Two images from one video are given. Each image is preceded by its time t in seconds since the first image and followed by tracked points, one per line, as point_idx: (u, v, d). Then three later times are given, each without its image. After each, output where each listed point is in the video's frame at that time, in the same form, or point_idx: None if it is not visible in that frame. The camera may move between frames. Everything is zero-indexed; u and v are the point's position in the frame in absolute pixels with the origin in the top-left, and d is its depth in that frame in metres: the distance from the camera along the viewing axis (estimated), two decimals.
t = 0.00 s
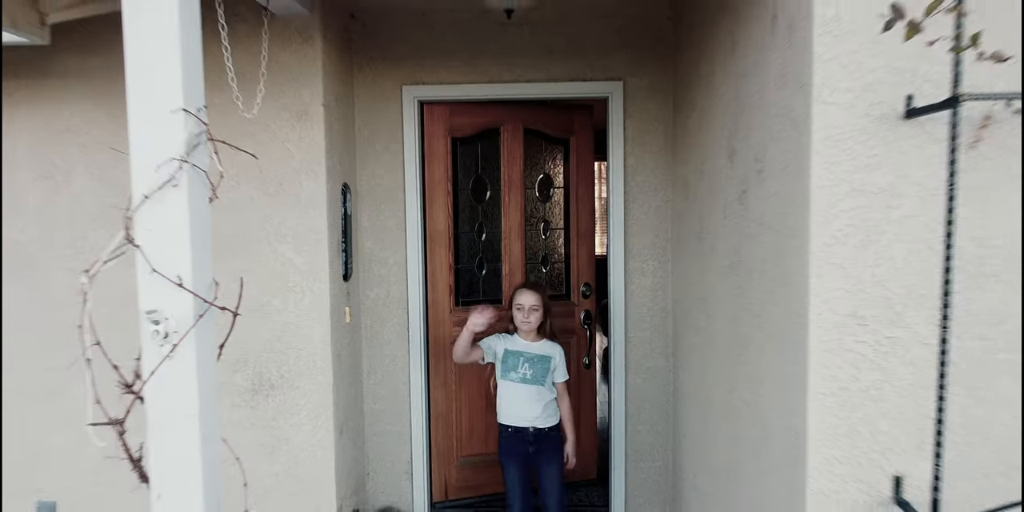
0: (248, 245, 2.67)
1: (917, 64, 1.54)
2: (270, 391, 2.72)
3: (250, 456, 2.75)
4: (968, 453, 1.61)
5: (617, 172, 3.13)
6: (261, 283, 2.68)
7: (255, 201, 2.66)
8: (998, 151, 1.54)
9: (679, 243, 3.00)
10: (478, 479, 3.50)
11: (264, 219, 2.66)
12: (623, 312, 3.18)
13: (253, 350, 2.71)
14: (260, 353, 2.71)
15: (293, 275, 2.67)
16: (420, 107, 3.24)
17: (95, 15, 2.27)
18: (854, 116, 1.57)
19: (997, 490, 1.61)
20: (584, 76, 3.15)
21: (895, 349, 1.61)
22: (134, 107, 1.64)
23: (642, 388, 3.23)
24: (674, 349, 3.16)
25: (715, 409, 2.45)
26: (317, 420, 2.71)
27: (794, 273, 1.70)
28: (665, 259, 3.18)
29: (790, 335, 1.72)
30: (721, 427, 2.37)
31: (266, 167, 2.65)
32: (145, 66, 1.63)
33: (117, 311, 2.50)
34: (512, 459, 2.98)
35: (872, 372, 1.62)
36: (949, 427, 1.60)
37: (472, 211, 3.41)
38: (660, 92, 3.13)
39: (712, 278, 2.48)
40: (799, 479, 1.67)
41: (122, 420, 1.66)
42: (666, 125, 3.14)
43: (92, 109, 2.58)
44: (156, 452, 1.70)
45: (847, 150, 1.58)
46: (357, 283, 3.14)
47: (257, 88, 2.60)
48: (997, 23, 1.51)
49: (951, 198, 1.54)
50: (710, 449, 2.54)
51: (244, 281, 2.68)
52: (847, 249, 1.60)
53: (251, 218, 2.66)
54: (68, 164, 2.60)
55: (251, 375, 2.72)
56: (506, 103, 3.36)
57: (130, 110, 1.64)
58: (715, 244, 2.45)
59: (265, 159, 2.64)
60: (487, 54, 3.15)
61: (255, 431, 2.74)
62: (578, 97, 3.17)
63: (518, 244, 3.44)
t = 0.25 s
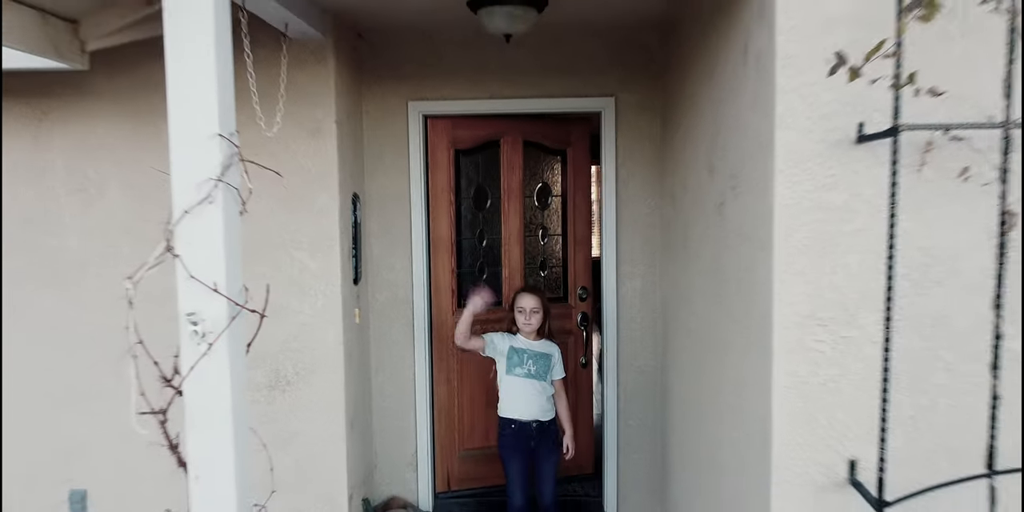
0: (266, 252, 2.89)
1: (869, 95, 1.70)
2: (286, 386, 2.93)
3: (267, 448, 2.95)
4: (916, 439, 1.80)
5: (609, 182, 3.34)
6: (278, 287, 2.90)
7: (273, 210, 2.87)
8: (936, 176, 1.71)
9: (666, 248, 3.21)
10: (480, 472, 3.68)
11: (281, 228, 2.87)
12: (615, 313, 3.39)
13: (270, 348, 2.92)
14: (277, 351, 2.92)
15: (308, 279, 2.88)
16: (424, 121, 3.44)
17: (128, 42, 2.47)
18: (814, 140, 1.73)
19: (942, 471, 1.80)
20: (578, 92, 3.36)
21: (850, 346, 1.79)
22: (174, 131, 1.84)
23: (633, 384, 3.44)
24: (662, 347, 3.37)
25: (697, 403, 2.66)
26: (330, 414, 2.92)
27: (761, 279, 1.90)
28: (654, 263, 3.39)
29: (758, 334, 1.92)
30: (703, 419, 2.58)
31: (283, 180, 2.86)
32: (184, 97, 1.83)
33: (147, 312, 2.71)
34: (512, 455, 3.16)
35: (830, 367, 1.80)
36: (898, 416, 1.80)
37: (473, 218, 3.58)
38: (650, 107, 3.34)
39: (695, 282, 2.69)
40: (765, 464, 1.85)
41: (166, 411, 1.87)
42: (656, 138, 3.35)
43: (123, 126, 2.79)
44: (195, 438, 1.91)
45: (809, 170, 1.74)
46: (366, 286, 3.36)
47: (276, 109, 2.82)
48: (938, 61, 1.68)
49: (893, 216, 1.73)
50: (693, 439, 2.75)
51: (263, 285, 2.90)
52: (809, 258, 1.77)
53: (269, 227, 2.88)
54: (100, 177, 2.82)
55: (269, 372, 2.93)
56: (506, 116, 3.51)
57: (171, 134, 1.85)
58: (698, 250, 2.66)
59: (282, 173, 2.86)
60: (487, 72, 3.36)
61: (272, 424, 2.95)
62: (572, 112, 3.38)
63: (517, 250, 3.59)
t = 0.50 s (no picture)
0: (282, 259, 3.10)
1: (827, 124, 1.90)
2: (301, 384, 3.14)
3: (282, 442, 3.17)
4: (874, 429, 1.99)
5: (603, 192, 3.57)
6: (293, 291, 3.11)
7: (288, 220, 3.08)
8: (887, 193, 1.91)
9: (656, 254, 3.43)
10: (481, 465, 3.88)
11: (296, 236, 3.09)
12: (608, 314, 3.62)
13: (286, 349, 3.13)
14: (292, 352, 3.13)
15: (321, 284, 3.10)
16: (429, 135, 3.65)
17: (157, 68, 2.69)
18: (779, 163, 1.93)
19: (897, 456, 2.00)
20: (573, 107, 3.58)
21: (813, 346, 1.99)
22: (209, 154, 2.06)
23: (625, 382, 3.66)
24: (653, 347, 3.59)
25: (682, 398, 2.88)
26: (342, 410, 3.14)
27: (734, 286, 2.11)
28: (645, 267, 3.61)
29: (732, 336, 2.13)
30: (688, 413, 2.80)
31: (298, 192, 3.07)
32: (217, 123, 2.06)
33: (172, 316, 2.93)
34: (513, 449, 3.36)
35: (796, 364, 2.01)
36: (856, 409, 1.99)
37: (476, 225, 3.79)
38: (641, 122, 3.56)
39: (680, 286, 2.91)
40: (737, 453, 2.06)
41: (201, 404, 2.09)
42: (646, 150, 3.57)
43: (149, 142, 3.00)
44: (226, 429, 2.13)
45: (776, 189, 1.93)
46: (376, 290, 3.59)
47: (291, 127, 3.03)
48: (888, 92, 1.88)
49: (845, 230, 1.93)
50: (678, 432, 2.96)
51: (279, 289, 3.12)
52: (776, 267, 1.97)
53: (286, 235, 3.09)
54: (129, 189, 3.03)
55: (284, 371, 3.14)
56: (505, 129, 3.71)
57: (206, 157, 2.07)
58: (683, 258, 2.87)
59: (297, 185, 3.07)
60: (488, 89, 3.58)
61: (288, 420, 3.16)
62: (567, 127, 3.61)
63: (517, 255, 3.80)
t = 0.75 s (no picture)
0: (301, 270, 3.38)
1: (785, 157, 2.18)
2: (317, 385, 3.42)
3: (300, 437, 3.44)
4: (832, 426, 2.24)
5: (596, 206, 3.86)
6: (310, 300, 3.39)
7: (306, 235, 3.37)
8: (839, 218, 2.18)
9: (645, 264, 3.72)
10: (482, 459, 4.15)
11: (314, 249, 3.37)
12: (601, 319, 3.92)
13: (304, 352, 3.41)
14: (309, 354, 3.41)
15: (337, 292, 3.38)
16: (434, 153, 3.91)
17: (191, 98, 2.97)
18: (745, 190, 2.20)
19: (852, 450, 2.24)
20: (568, 128, 3.86)
21: (777, 351, 2.25)
22: (245, 185, 2.35)
23: (616, 381, 3.96)
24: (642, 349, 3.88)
25: (667, 397, 3.16)
26: (356, 408, 3.43)
27: (707, 297, 2.39)
28: (635, 276, 3.91)
29: (706, 342, 2.41)
30: (671, 411, 3.08)
31: (315, 208, 3.35)
32: (252, 156, 2.34)
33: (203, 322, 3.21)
34: (514, 445, 3.64)
35: (762, 368, 2.26)
36: (814, 408, 2.25)
37: (478, 236, 4.03)
38: (631, 141, 3.84)
39: (665, 295, 3.20)
40: (710, 444, 2.33)
41: (238, 402, 2.39)
42: (636, 168, 3.86)
43: (179, 161, 3.28)
44: (259, 424, 2.42)
45: (742, 214, 2.21)
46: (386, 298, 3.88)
47: (308, 149, 3.30)
48: (838, 131, 2.17)
49: (801, 253, 2.20)
50: (664, 428, 3.25)
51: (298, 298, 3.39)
52: (743, 282, 2.23)
53: (305, 249, 3.38)
54: (161, 205, 3.32)
55: (302, 373, 3.42)
56: (506, 147, 3.94)
57: (243, 187, 2.35)
58: (667, 269, 3.15)
59: (314, 203, 3.34)
60: (489, 111, 3.87)
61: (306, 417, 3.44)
62: (562, 146, 3.90)
63: (516, 264, 4.05)
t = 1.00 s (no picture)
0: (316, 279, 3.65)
1: (754, 183, 2.45)
2: (331, 385, 3.69)
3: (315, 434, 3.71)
4: (797, 422, 2.51)
5: (590, 218, 4.14)
6: (325, 306, 3.66)
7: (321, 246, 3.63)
8: (803, 237, 2.45)
9: (635, 272, 4.00)
10: (483, 455, 4.41)
11: (327, 259, 3.64)
12: (594, 323, 4.20)
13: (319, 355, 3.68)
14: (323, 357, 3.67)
15: (349, 299, 3.65)
16: (438, 168, 4.18)
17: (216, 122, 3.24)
18: (719, 212, 2.47)
19: (814, 444, 2.51)
20: (563, 145, 4.13)
21: (747, 356, 2.51)
22: (272, 207, 2.61)
23: (609, 381, 4.23)
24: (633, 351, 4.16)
25: (654, 396, 3.42)
26: (367, 406, 3.70)
27: (686, 307, 2.66)
28: (626, 283, 4.18)
29: (685, 347, 2.68)
30: (657, 409, 3.35)
31: (329, 222, 3.61)
32: (277, 182, 2.61)
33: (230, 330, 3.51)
34: (513, 441, 3.90)
35: (734, 371, 2.53)
36: (781, 407, 2.52)
37: (480, 247, 4.30)
38: (623, 157, 4.11)
39: (652, 303, 3.46)
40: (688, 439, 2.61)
41: (265, 401, 2.67)
42: (628, 182, 4.13)
43: (205, 184, 3.60)
44: (283, 420, 2.69)
45: (715, 232, 2.48)
46: (393, 304, 4.15)
47: (322, 167, 3.56)
48: (800, 160, 2.43)
49: (768, 268, 2.47)
50: (651, 425, 3.51)
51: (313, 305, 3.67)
52: (717, 294, 2.50)
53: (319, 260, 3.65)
54: (189, 223, 3.64)
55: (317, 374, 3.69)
56: (506, 164, 4.20)
57: (269, 209, 2.62)
58: (654, 278, 3.41)
59: (327, 216, 3.60)
60: (490, 131, 4.14)
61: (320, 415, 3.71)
62: (558, 161, 4.16)
63: (515, 272, 4.31)
